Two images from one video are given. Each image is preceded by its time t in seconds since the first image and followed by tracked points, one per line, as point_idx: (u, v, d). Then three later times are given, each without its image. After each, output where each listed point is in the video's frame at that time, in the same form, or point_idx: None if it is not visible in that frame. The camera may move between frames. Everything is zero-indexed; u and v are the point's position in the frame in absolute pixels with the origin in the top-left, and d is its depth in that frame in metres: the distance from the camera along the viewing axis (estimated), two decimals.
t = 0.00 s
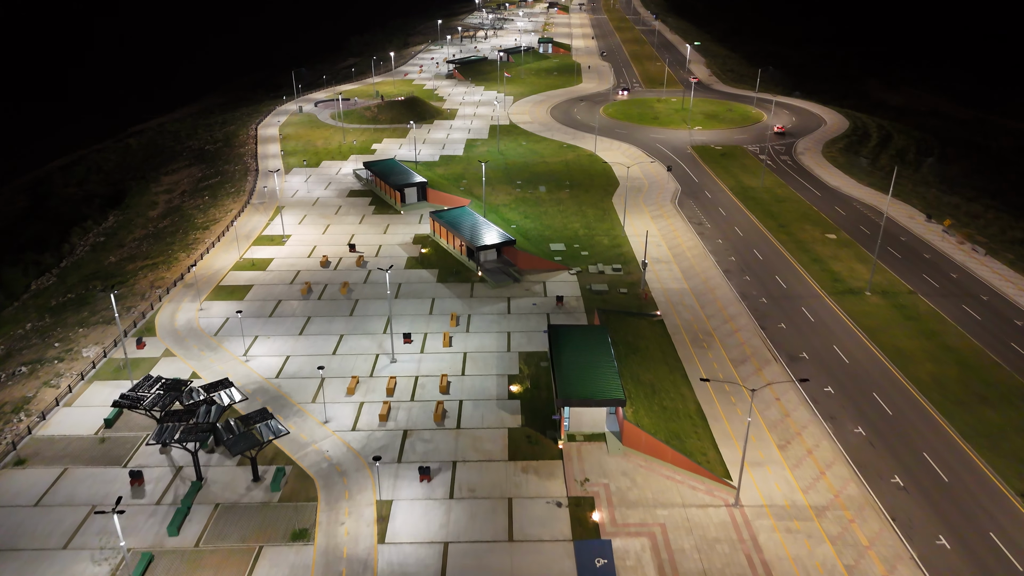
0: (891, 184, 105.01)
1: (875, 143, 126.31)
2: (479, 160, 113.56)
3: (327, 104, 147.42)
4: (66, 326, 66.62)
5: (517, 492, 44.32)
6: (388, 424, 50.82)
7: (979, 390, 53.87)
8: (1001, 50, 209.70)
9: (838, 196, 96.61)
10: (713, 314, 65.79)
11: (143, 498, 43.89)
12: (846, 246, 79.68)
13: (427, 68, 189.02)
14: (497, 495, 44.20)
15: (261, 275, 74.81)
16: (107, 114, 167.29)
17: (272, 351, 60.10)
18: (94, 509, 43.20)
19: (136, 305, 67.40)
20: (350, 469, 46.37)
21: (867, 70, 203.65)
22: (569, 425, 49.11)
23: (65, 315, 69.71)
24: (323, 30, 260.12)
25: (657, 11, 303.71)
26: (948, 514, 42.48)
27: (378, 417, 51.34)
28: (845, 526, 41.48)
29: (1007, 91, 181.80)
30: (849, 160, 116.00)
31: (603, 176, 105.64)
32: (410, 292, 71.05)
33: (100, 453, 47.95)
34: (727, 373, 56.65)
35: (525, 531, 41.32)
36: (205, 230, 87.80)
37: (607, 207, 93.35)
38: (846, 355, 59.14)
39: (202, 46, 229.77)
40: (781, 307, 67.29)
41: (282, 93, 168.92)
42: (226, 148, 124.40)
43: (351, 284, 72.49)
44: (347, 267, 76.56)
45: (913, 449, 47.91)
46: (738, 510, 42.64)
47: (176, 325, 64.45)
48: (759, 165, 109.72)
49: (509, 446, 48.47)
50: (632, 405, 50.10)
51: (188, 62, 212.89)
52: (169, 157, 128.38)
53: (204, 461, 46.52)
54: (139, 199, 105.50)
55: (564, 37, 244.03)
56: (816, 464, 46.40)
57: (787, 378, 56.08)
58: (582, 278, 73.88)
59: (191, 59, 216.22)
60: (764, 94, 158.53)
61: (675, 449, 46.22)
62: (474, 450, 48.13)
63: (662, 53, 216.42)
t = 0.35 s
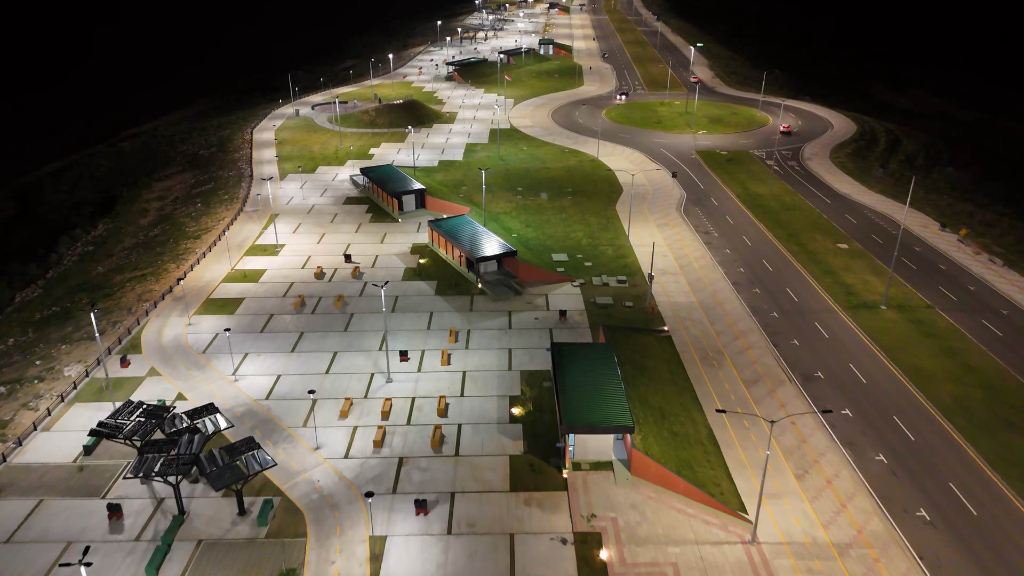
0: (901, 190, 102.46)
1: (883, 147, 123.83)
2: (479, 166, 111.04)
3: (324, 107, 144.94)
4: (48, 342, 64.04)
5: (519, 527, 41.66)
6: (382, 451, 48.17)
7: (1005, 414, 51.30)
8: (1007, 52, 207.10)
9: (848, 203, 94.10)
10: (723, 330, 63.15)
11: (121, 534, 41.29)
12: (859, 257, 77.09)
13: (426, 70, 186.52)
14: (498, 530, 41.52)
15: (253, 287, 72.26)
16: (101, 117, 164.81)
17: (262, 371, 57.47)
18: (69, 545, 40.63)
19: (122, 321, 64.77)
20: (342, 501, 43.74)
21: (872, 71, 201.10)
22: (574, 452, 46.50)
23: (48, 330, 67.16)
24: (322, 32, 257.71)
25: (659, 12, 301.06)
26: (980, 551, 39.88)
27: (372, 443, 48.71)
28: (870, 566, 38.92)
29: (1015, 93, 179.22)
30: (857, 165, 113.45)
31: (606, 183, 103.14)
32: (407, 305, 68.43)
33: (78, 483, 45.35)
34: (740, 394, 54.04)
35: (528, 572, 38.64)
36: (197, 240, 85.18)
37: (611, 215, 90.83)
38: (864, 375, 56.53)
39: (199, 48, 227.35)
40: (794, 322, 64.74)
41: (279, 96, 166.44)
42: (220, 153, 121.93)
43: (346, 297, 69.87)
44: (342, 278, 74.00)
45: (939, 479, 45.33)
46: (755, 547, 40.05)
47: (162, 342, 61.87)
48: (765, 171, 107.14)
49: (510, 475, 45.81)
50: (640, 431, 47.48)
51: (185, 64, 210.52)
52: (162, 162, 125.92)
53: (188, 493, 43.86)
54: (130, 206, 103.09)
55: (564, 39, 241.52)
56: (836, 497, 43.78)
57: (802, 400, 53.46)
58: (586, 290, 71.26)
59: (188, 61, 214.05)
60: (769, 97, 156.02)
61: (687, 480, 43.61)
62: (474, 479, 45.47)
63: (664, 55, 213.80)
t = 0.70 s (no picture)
0: (912, 196, 99.80)
1: (891, 151, 121.26)
2: (479, 171, 108.44)
3: (321, 110, 142.29)
4: (29, 360, 61.32)
5: (521, 567, 39.03)
6: (376, 480, 45.52)
7: None
8: (1015, 53, 204.12)
9: (858, 211, 91.47)
10: (734, 347, 60.48)
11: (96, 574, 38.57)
12: (871, 268, 74.50)
13: (425, 72, 183.86)
14: (499, 570, 38.88)
15: (244, 301, 69.66)
16: (94, 120, 162.08)
17: (251, 392, 54.80)
18: None
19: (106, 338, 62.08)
20: (333, 538, 41.05)
21: (877, 73, 198.42)
22: (580, 483, 43.94)
23: (29, 346, 64.45)
24: (321, 32, 254.93)
25: (660, 13, 298.08)
26: None
27: (366, 472, 46.03)
28: None
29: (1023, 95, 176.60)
30: (866, 170, 110.80)
31: (610, 189, 100.54)
32: (404, 320, 65.75)
33: (53, 516, 42.64)
34: (753, 417, 51.39)
35: None
36: (187, 249, 82.45)
37: (615, 223, 88.23)
38: (882, 395, 53.95)
39: (195, 50, 224.61)
40: (807, 338, 62.11)
41: (276, 98, 163.78)
42: (214, 157, 119.29)
43: (340, 311, 67.22)
44: (337, 291, 71.38)
45: (968, 512, 42.67)
46: None
47: (148, 360, 59.15)
48: (772, 176, 104.50)
49: (512, 508, 43.16)
50: (650, 461, 44.87)
51: (181, 65, 207.89)
52: (155, 167, 123.21)
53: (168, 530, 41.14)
54: (120, 212, 100.41)
55: (565, 40, 238.84)
56: (860, 532, 41.13)
57: (820, 423, 50.81)
58: (590, 304, 68.56)
59: (184, 62, 211.22)
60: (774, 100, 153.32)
61: (699, 515, 40.98)
62: (473, 513, 42.82)
63: (666, 56, 211.10)
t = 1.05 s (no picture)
0: (923, 203, 97.15)
1: (900, 156, 118.73)
2: (479, 178, 105.82)
3: (318, 114, 139.64)
4: (7, 379, 58.56)
5: None
6: (370, 514, 42.84)
7: None
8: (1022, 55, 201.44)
9: (869, 219, 88.92)
10: (746, 366, 57.81)
11: None
12: (886, 280, 71.87)
13: (425, 74, 181.25)
14: None
15: (235, 314, 67.03)
16: (88, 124, 159.42)
17: (240, 415, 52.16)
18: None
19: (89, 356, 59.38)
20: None
21: (882, 75, 195.77)
22: (586, 520, 41.33)
23: (9, 363, 61.68)
24: (319, 34, 252.29)
25: (662, 14, 295.39)
26: None
27: (358, 505, 43.36)
28: None
29: None
30: (875, 175, 108.18)
31: (613, 196, 97.95)
32: (401, 336, 63.11)
33: (23, 554, 39.86)
34: (768, 444, 48.73)
35: None
36: (177, 260, 79.78)
37: (619, 232, 85.64)
38: (902, 420, 51.31)
39: (192, 52, 221.91)
40: (822, 356, 59.44)
41: (272, 101, 161.08)
42: (208, 163, 116.65)
43: (334, 326, 64.57)
44: (331, 304, 68.76)
45: (1000, 550, 40.09)
46: None
47: (132, 381, 56.49)
48: (780, 183, 101.90)
49: (513, 546, 40.55)
50: (660, 494, 42.24)
51: (177, 68, 205.28)
52: (148, 172, 120.60)
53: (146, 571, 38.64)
54: (110, 220, 97.78)
55: (566, 41, 236.26)
56: (886, 573, 38.53)
57: (838, 450, 48.23)
58: (594, 318, 65.88)
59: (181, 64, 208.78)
60: (778, 103, 150.73)
61: (713, 554, 38.48)
62: (472, 551, 40.18)
63: (668, 58, 208.47)
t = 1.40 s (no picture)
0: (936, 211, 94.50)
1: (909, 162, 116.14)
2: (479, 184, 103.25)
3: (315, 117, 137.03)
4: None
5: None
6: (362, 552, 40.18)
7: None
8: None
9: (881, 228, 86.34)
10: (759, 387, 55.15)
11: None
12: (901, 294, 69.26)
13: (424, 76, 178.58)
14: None
15: (225, 330, 64.38)
16: (81, 127, 156.74)
17: (227, 441, 49.49)
18: None
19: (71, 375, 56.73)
20: None
21: (887, 77, 193.09)
22: (593, 558, 38.69)
23: None
24: (318, 35, 249.44)
25: (663, 15, 292.69)
26: None
27: (351, 542, 40.68)
28: None
29: None
30: (884, 181, 105.60)
31: (617, 204, 95.30)
32: (397, 353, 60.43)
33: None
34: (785, 474, 46.07)
35: None
36: (167, 271, 77.14)
37: (623, 241, 83.03)
38: (926, 447, 48.65)
39: (189, 53, 219.14)
40: (838, 375, 56.85)
41: (269, 104, 158.38)
42: (202, 168, 114.05)
43: (328, 343, 61.91)
44: (325, 319, 66.12)
45: None
46: None
47: (114, 403, 53.88)
48: (788, 189, 99.31)
49: None
50: (672, 530, 39.56)
51: (173, 70, 202.56)
52: (140, 177, 118.02)
53: None
54: (100, 229, 95.24)
55: (567, 42, 233.52)
56: None
57: (859, 480, 45.56)
58: (599, 334, 63.17)
59: (177, 66, 206.06)
60: (784, 106, 148.05)
61: None
62: None
63: (670, 60, 205.83)
